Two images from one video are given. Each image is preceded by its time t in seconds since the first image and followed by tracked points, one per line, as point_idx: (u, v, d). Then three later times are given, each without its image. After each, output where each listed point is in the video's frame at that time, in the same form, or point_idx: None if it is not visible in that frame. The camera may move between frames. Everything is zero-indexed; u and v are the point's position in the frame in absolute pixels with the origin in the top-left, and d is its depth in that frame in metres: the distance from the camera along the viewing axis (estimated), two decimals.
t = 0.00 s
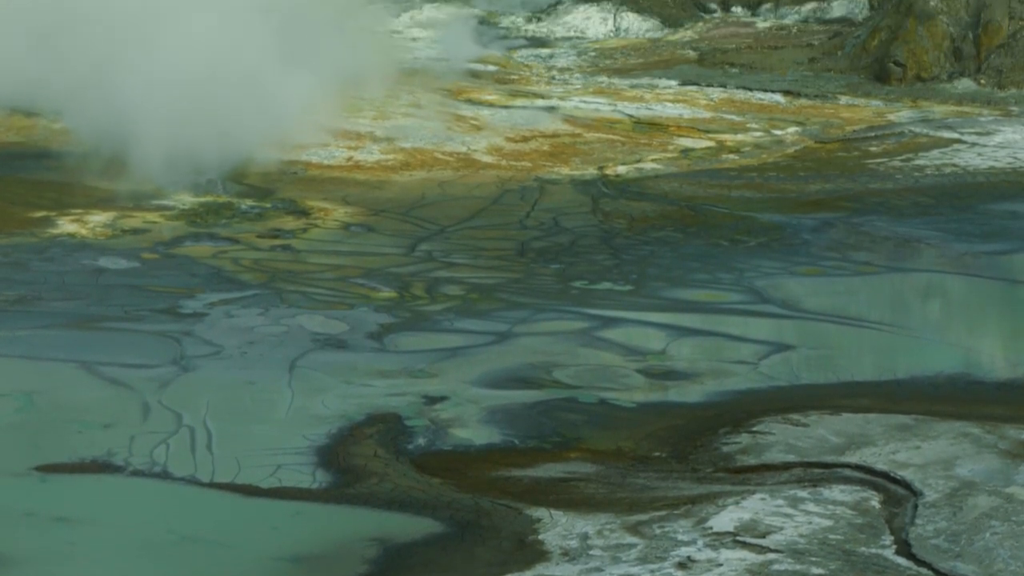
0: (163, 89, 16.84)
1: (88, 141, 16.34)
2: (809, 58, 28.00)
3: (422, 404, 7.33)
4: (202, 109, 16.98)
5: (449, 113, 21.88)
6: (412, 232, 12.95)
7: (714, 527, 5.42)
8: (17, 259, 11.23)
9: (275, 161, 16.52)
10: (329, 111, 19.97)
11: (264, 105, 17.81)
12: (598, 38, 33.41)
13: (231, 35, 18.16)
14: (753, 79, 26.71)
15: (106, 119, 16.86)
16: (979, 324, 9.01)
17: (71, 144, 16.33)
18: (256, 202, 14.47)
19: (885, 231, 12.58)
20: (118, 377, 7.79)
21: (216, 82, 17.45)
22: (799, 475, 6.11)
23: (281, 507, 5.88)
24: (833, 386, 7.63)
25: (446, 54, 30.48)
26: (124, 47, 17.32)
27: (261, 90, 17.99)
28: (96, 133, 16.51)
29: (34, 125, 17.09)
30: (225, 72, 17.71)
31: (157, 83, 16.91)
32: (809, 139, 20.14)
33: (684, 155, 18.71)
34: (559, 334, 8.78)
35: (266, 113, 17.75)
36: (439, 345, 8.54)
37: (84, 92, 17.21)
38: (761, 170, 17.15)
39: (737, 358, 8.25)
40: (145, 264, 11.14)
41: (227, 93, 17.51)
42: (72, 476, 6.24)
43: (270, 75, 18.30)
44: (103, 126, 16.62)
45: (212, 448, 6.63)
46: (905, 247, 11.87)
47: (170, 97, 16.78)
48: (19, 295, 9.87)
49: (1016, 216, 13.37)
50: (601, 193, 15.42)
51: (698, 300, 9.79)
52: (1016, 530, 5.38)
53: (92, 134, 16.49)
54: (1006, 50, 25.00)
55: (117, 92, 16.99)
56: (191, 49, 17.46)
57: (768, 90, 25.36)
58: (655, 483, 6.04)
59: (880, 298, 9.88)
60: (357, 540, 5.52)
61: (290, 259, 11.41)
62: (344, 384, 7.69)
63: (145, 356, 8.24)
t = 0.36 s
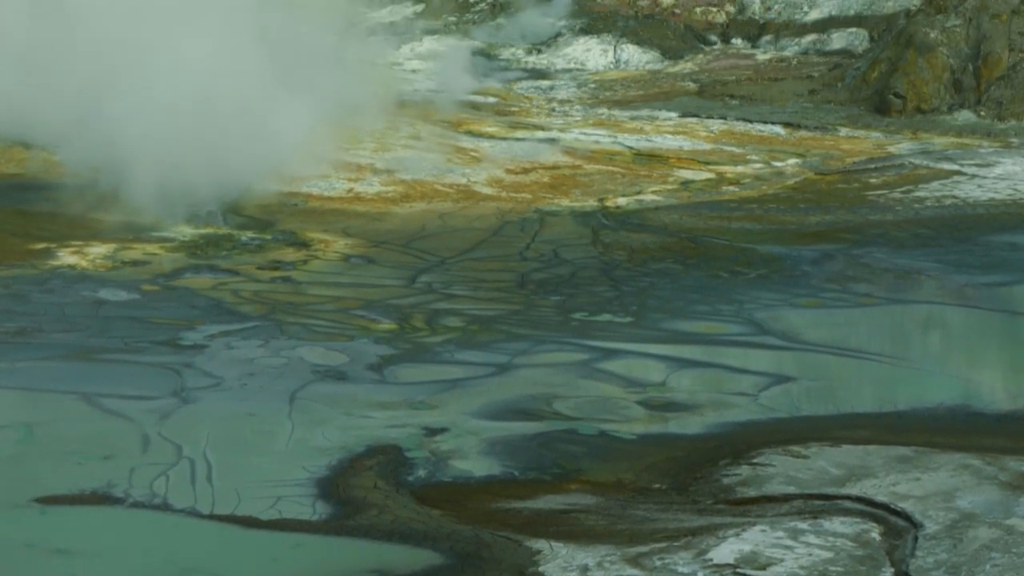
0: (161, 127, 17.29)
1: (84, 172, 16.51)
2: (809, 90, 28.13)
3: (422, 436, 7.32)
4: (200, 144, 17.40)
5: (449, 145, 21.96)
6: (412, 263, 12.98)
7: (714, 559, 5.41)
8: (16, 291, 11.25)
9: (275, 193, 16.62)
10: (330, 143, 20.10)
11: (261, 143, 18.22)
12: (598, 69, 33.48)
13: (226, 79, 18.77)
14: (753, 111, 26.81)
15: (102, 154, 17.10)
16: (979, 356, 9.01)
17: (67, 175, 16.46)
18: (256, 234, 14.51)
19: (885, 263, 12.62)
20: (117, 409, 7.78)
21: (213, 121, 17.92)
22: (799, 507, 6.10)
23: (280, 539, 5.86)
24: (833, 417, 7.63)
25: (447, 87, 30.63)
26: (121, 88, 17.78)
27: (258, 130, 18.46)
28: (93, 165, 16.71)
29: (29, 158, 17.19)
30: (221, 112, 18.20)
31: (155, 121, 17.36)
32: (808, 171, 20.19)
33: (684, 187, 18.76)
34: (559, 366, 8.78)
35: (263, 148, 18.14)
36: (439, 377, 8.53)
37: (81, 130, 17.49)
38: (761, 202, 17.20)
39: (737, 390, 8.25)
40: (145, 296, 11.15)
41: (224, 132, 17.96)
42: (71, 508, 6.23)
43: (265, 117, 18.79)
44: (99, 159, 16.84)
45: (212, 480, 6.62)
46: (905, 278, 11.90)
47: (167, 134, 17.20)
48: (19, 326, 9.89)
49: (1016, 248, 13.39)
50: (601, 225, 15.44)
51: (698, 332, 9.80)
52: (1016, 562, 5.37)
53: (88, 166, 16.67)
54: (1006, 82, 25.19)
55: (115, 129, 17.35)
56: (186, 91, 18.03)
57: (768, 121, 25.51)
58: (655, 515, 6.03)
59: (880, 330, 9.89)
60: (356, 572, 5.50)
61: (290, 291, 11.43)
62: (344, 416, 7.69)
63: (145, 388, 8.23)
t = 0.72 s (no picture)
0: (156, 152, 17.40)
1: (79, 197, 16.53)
2: (809, 116, 28.23)
3: (421, 462, 7.31)
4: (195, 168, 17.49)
5: (449, 171, 22.01)
6: (412, 289, 12.99)
7: None
8: (16, 317, 11.25)
9: (275, 220, 16.68)
10: (330, 169, 20.15)
11: (257, 167, 18.33)
12: (598, 95, 33.56)
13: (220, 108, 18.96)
14: (753, 137, 26.87)
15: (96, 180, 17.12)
16: (979, 382, 9.00)
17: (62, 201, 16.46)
18: (256, 260, 14.52)
19: (885, 289, 12.63)
20: (117, 435, 7.77)
21: (209, 146, 18.04)
22: (799, 533, 6.09)
23: (280, 565, 5.85)
24: (834, 443, 7.61)
25: (447, 113, 30.73)
26: (115, 116, 17.90)
27: (254, 155, 18.59)
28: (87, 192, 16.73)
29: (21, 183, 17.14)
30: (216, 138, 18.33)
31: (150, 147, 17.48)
32: (809, 197, 20.21)
33: (684, 213, 18.78)
34: (558, 392, 8.78)
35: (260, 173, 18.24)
36: (439, 403, 8.52)
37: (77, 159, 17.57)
38: (761, 228, 17.21)
39: (738, 416, 8.23)
40: (145, 322, 11.16)
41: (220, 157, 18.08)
42: (72, 534, 6.22)
43: (261, 144, 18.94)
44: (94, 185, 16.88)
45: (212, 505, 6.61)
46: (905, 304, 11.91)
47: (162, 159, 17.31)
48: (19, 352, 9.89)
49: (1017, 274, 13.40)
50: (601, 251, 15.45)
51: (698, 358, 9.80)
52: None
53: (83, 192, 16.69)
54: (1005, 108, 25.25)
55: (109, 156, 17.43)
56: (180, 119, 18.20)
57: (768, 147, 25.62)
58: (656, 541, 6.02)
59: (880, 356, 9.88)
60: None
61: (289, 317, 11.43)
62: (344, 442, 7.67)
63: (145, 414, 8.21)
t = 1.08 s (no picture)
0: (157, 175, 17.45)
1: (79, 225, 16.58)
2: (809, 143, 28.33)
3: (421, 489, 7.30)
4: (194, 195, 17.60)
5: (449, 198, 22.08)
6: (412, 316, 13.01)
7: None
8: (17, 343, 11.27)
9: (276, 247, 16.77)
10: (332, 197, 20.30)
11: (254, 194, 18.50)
12: (599, 122, 33.64)
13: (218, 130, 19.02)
14: (754, 164, 26.95)
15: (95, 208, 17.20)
16: (979, 409, 9.00)
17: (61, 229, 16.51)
18: (256, 287, 14.56)
19: (885, 315, 12.65)
20: (117, 462, 7.77)
21: (208, 171, 18.13)
22: (799, 559, 6.08)
23: None
24: (834, 470, 7.61)
25: (448, 140, 30.84)
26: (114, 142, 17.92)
27: (251, 180, 18.74)
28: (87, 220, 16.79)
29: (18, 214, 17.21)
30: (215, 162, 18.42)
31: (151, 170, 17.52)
32: (809, 223, 20.27)
33: (684, 239, 18.82)
34: (559, 419, 8.78)
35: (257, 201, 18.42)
36: (439, 430, 8.53)
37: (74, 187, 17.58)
38: (761, 255, 17.26)
39: (738, 442, 8.23)
40: (146, 349, 11.17)
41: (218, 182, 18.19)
42: (71, 560, 6.21)
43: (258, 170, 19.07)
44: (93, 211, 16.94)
45: (212, 532, 6.60)
46: (906, 331, 11.92)
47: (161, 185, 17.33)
48: (19, 379, 9.90)
49: (1017, 301, 13.42)
50: (601, 277, 15.49)
51: (698, 384, 9.80)
52: None
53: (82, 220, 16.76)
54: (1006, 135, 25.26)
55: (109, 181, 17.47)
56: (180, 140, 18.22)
57: (768, 174, 25.70)
58: (656, 568, 6.01)
59: (881, 382, 9.89)
60: None
61: (290, 343, 11.45)
62: (344, 469, 7.67)
63: (145, 441, 8.22)
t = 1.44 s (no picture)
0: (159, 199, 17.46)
1: (81, 251, 16.54)
2: (809, 167, 28.38)
3: (421, 513, 7.29)
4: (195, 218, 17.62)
5: (449, 223, 22.11)
6: (413, 340, 13.02)
7: None
8: (16, 368, 11.26)
9: (276, 271, 16.84)
10: (332, 222, 20.45)
11: (256, 217, 18.56)
12: (599, 146, 33.71)
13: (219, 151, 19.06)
14: (754, 189, 26.98)
15: (91, 233, 17.14)
16: (980, 433, 9.00)
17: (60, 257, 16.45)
18: (256, 311, 14.57)
19: (885, 340, 12.65)
20: (117, 486, 7.76)
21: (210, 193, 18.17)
22: None
23: None
24: (834, 495, 7.60)
25: (447, 164, 30.88)
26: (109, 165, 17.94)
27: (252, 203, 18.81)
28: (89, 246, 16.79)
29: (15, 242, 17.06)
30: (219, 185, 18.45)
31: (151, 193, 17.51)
32: (809, 248, 20.29)
33: (684, 264, 18.85)
34: (558, 443, 8.76)
35: (260, 223, 18.48)
36: (439, 454, 8.52)
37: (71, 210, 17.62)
38: (761, 279, 17.27)
39: (738, 467, 8.23)
40: (146, 373, 11.17)
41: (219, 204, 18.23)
42: None
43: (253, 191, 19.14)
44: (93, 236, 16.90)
45: (211, 557, 6.59)
46: (906, 355, 11.92)
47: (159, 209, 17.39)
48: (19, 403, 9.89)
49: (1017, 325, 13.43)
50: (601, 301, 15.50)
51: (698, 409, 9.80)
52: None
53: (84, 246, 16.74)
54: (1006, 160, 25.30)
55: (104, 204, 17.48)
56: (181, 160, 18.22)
57: (768, 198, 25.71)
58: None
59: (881, 407, 9.88)
60: None
61: (290, 368, 11.45)
62: (344, 493, 7.66)
63: (145, 465, 8.20)
